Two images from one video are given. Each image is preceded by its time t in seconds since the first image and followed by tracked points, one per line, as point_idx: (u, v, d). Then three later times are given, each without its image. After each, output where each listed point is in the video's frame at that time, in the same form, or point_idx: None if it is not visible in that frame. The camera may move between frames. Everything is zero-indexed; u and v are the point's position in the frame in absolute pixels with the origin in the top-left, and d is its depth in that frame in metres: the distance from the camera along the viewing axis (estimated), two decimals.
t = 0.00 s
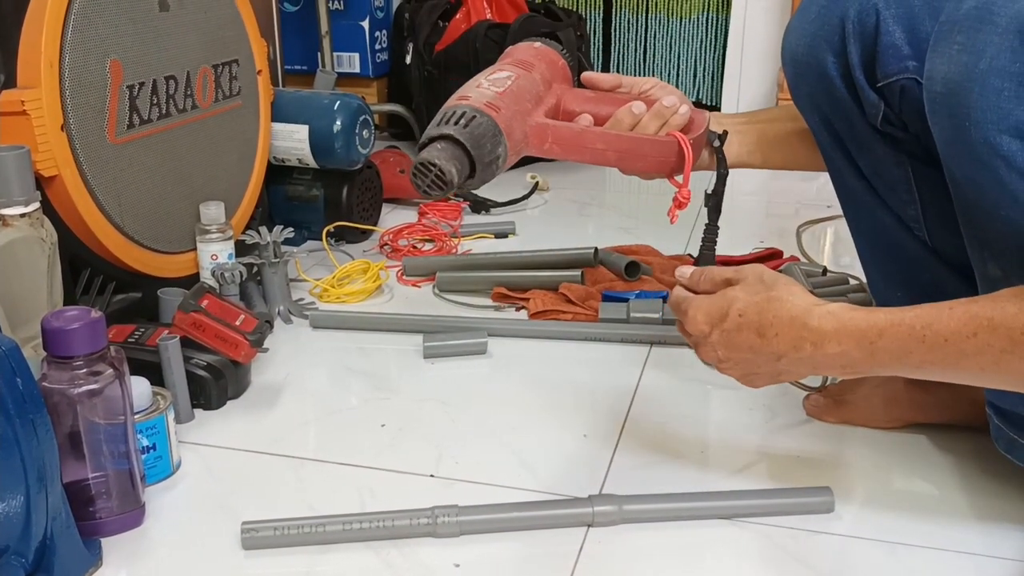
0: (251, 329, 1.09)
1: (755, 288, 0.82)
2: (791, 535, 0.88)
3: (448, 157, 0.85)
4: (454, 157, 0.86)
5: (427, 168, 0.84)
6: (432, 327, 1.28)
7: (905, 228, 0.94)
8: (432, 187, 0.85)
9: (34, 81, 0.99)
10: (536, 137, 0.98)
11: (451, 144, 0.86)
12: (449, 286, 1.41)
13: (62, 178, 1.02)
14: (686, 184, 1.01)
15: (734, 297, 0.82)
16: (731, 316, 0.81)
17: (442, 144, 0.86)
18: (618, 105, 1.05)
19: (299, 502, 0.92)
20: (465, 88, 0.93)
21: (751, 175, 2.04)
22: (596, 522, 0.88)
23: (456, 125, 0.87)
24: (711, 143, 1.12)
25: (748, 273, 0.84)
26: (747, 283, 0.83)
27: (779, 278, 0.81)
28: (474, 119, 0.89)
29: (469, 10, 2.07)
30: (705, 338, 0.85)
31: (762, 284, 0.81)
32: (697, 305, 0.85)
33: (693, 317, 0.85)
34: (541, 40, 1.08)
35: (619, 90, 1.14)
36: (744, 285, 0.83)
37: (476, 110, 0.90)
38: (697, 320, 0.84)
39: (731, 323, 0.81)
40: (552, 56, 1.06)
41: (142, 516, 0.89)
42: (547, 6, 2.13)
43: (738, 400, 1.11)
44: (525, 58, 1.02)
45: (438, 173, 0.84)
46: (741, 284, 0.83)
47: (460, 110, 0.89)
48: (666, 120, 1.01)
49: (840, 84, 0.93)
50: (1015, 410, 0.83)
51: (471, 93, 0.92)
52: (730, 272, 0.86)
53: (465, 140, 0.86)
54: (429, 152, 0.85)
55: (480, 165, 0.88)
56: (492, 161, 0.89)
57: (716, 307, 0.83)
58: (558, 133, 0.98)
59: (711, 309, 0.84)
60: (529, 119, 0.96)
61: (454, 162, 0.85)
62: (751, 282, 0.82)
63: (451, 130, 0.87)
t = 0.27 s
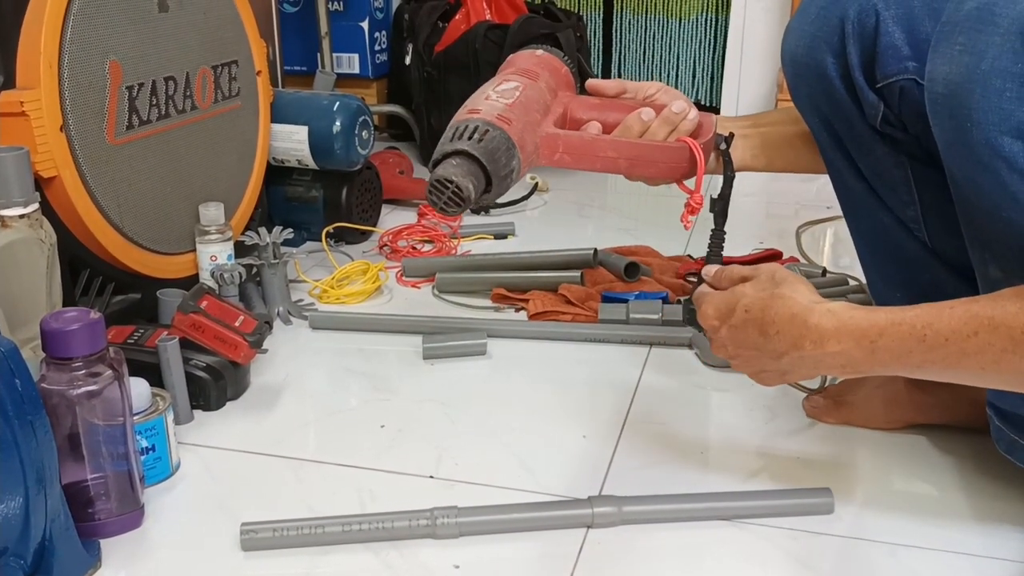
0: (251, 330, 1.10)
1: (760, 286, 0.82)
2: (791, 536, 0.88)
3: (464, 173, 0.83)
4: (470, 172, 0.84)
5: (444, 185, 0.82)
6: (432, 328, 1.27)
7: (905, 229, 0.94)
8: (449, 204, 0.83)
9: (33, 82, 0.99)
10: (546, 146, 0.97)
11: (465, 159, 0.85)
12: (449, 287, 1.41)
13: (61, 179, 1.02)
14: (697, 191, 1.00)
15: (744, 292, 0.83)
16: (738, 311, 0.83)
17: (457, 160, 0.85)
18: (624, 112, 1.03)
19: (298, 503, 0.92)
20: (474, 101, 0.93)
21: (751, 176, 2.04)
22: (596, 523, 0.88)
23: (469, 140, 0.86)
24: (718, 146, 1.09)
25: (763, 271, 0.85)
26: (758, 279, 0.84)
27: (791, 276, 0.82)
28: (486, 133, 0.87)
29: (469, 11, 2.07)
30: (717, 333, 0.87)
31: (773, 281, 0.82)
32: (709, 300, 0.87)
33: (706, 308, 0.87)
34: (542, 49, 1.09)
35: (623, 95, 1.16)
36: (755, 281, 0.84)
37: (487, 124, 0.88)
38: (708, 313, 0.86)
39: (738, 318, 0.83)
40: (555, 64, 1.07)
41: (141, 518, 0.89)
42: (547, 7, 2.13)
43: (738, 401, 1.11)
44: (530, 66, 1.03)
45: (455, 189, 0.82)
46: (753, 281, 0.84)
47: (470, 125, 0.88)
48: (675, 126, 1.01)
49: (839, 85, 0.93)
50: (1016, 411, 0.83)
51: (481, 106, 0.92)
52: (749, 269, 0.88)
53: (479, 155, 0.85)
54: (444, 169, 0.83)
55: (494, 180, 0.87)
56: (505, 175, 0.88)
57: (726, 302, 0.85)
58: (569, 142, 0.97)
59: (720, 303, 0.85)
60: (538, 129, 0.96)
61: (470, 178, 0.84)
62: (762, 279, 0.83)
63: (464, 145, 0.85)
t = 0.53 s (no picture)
0: (251, 330, 1.10)
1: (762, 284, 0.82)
2: (791, 537, 0.87)
3: (480, 173, 0.81)
4: (485, 172, 0.81)
5: (459, 185, 0.80)
6: (432, 328, 1.27)
7: (905, 229, 0.94)
8: (464, 205, 0.80)
9: (32, 83, 0.99)
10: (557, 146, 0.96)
11: (480, 159, 0.82)
12: (449, 288, 1.41)
13: (61, 179, 1.02)
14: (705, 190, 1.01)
15: (744, 289, 0.82)
16: (739, 309, 0.82)
17: (471, 159, 0.82)
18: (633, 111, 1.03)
19: (298, 504, 0.92)
20: (486, 97, 0.90)
21: (751, 177, 2.04)
22: (596, 524, 0.88)
23: (484, 139, 0.83)
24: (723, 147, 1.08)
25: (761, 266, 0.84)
26: (758, 276, 0.83)
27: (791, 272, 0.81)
28: (500, 132, 0.85)
29: (469, 12, 2.07)
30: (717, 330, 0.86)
31: (772, 278, 0.82)
32: (708, 298, 0.86)
33: (705, 307, 0.86)
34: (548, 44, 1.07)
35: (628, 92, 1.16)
36: (755, 278, 0.83)
37: (500, 123, 0.86)
38: (708, 311, 0.85)
39: (740, 316, 0.82)
40: (562, 59, 1.05)
41: (140, 519, 0.89)
42: (547, 7, 2.13)
43: (738, 402, 1.11)
44: (537, 62, 1.01)
45: (471, 189, 0.79)
46: (753, 277, 0.84)
47: (482, 124, 0.85)
48: (682, 126, 1.02)
49: (840, 84, 0.93)
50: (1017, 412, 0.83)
51: (493, 103, 0.89)
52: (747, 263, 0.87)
53: (494, 155, 0.82)
54: (460, 168, 0.80)
55: (507, 181, 0.84)
56: (520, 177, 0.85)
57: (726, 300, 0.84)
58: (580, 142, 0.96)
59: (721, 300, 0.85)
60: (549, 128, 0.95)
61: (486, 178, 0.81)
62: (762, 276, 0.83)
63: (479, 144, 0.82)
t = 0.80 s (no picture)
0: (250, 331, 1.10)
1: (734, 319, 0.78)
2: (791, 538, 0.87)
3: (512, 191, 0.79)
4: (516, 190, 0.79)
5: (492, 204, 0.78)
6: (431, 329, 1.27)
7: (905, 229, 0.94)
8: (495, 224, 0.79)
9: (32, 84, 0.99)
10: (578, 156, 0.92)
11: (510, 176, 0.80)
12: (449, 289, 1.41)
13: (60, 180, 1.02)
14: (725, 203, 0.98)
15: (725, 346, 0.78)
16: (728, 364, 0.79)
17: (503, 175, 0.80)
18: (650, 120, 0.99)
19: (298, 505, 0.92)
20: (509, 109, 0.86)
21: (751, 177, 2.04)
22: (596, 525, 0.88)
23: (514, 154, 0.81)
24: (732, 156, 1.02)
25: (714, 304, 0.79)
26: (726, 323, 0.78)
27: (757, 307, 0.77)
28: (529, 146, 0.82)
29: (469, 13, 2.07)
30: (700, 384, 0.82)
31: (741, 324, 0.77)
32: (685, 364, 0.81)
33: (686, 372, 0.82)
34: (558, 45, 1.02)
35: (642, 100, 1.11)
36: (724, 324, 0.78)
37: (530, 136, 0.83)
38: (691, 374, 0.81)
39: (731, 366, 0.79)
40: (574, 63, 1.00)
41: (140, 519, 0.89)
42: (546, 8, 2.13)
43: (738, 403, 1.11)
44: (551, 67, 0.96)
45: (504, 209, 0.77)
46: (719, 324, 0.79)
47: (509, 136, 0.82)
48: (698, 137, 0.95)
49: (841, 84, 0.93)
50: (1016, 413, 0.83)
51: (517, 114, 0.85)
52: (692, 290, 0.80)
53: (525, 171, 0.80)
54: (491, 186, 0.78)
55: (536, 197, 0.82)
56: (548, 191, 0.83)
57: (709, 361, 0.80)
58: (601, 152, 0.93)
59: (702, 361, 0.80)
60: (570, 139, 0.90)
61: (518, 197, 0.79)
62: (732, 320, 0.78)
63: (510, 159, 0.80)
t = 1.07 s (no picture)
0: (250, 331, 1.10)
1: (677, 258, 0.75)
2: (791, 538, 0.87)
3: (533, 204, 0.78)
4: (537, 203, 0.78)
5: (514, 220, 0.77)
6: (431, 329, 1.27)
7: (906, 229, 0.94)
8: (518, 239, 0.78)
9: (33, 84, 0.99)
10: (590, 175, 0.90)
11: (528, 190, 0.78)
12: (449, 289, 1.41)
13: (61, 180, 1.02)
14: (743, 210, 0.93)
15: (660, 282, 0.76)
16: (660, 301, 0.76)
17: (522, 189, 0.78)
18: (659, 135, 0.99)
19: (298, 505, 0.92)
20: (516, 129, 0.86)
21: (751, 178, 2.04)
22: (596, 525, 0.88)
23: (530, 166, 0.80)
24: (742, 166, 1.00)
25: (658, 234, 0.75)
26: (664, 257, 0.75)
27: (697, 248, 0.75)
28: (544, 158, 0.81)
29: (469, 13, 2.08)
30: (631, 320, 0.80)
31: (681, 262, 0.75)
32: (621, 295, 0.78)
33: (621, 303, 0.78)
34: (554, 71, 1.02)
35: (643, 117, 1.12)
36: (662, 259, 0.75)
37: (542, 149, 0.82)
38: (627, 308, 0.78)
39: (663, 303, 0.76)
40: (573, 88, 0.99)
41: (140, 520, 0.89)
42: (546, 8, 2.13)
43: (738, 403, 1.11)
44: (551, 91, 0.96)
45: (526, 224, 0.77)
46: (651, 262, 0.76)
47: (519, 152, 0.81)
48: (707, 145, 0.95)
49: (842, 84, 0.93)
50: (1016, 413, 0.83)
51: (527, 134, 0.84)
52: (642, 215, 0.76)
53: (544, 183, 0.79)
54: (510, 204, 0.77)
55: (555, 207, 0.81)
56: (567, 200, 0.82)
57: (645, 294, 0.77)
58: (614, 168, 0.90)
59: (633, 297, 0.78)
60: (581, 155, 0.89)
61: (539, 209, 0.78)
62: (672, 256, 0.75)
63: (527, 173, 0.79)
